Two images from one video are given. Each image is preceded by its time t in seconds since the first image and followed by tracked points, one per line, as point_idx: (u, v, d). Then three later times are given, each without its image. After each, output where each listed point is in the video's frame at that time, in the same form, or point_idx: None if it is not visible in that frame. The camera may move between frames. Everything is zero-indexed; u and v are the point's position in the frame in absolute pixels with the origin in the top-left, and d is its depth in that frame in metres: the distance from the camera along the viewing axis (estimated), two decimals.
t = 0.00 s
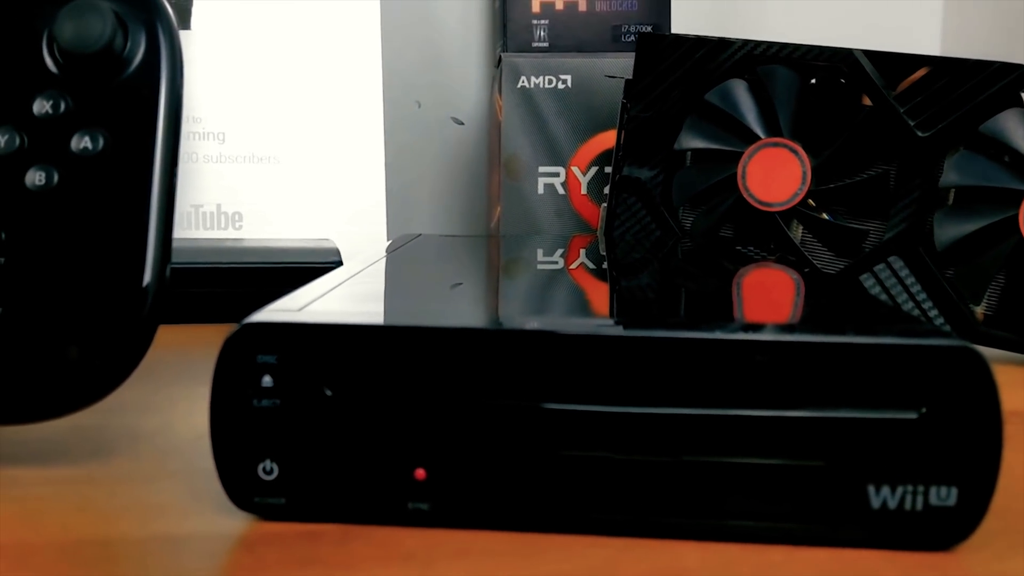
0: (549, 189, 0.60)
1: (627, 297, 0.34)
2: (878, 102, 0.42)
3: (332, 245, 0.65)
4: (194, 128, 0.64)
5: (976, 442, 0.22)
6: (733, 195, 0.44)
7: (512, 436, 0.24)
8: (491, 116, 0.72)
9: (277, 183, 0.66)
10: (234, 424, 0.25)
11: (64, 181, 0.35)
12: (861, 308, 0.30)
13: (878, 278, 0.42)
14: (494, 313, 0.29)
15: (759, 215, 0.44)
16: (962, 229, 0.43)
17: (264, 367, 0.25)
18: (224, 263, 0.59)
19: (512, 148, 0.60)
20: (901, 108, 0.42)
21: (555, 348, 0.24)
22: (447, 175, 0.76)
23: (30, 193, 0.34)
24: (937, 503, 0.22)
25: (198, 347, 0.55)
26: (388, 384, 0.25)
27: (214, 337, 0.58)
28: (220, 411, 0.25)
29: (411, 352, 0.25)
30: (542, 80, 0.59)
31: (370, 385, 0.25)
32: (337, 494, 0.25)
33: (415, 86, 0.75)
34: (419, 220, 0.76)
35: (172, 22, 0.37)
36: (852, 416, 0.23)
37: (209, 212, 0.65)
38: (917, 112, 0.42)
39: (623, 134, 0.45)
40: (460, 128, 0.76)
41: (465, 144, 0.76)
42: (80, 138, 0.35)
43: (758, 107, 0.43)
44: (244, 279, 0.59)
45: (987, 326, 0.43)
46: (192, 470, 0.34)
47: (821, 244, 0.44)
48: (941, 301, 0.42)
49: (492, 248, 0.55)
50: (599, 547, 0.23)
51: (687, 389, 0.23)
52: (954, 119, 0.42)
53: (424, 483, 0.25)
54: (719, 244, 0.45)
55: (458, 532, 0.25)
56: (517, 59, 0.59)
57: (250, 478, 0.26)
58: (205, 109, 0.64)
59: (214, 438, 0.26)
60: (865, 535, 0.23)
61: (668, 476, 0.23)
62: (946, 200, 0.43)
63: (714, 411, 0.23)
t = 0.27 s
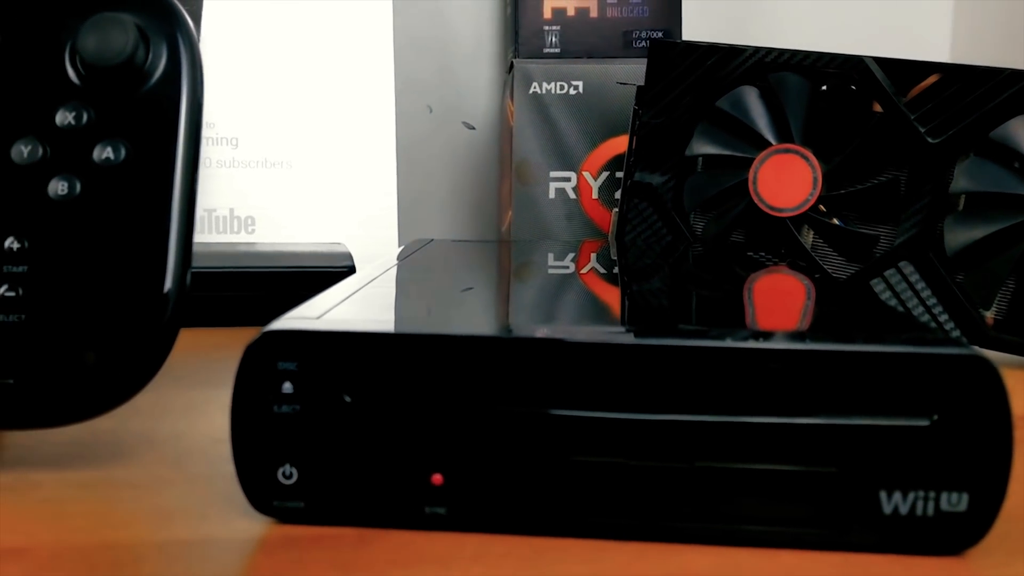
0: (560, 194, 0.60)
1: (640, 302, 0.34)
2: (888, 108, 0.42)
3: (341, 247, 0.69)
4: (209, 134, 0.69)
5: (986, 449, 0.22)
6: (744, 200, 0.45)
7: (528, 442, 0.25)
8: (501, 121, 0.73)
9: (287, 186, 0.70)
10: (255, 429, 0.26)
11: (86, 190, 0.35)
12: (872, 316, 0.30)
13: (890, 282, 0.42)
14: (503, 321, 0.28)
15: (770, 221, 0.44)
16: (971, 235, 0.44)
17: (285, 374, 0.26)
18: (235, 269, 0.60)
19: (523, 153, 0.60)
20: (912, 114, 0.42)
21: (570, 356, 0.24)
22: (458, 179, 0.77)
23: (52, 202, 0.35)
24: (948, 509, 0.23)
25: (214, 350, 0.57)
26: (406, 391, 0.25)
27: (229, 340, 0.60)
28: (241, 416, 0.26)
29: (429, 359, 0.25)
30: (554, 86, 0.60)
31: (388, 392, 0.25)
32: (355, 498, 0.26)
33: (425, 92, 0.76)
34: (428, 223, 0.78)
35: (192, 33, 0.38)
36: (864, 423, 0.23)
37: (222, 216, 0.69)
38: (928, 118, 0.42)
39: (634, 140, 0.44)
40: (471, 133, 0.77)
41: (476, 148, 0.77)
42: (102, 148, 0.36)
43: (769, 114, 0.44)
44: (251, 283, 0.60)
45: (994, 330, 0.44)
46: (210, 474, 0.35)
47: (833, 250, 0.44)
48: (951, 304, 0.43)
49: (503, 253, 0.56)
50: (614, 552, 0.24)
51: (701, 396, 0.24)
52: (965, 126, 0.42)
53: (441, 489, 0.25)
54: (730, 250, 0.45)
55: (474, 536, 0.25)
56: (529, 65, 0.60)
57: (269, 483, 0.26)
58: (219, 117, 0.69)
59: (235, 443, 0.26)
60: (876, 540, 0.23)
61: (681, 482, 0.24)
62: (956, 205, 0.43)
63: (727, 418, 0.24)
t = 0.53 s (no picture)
0: (572, 199, 0.61)
1: (651, 306, 0.34)
2: (898, 113, 0.42)
3: (354, 251, 0.71)
4: (224, 140, 0.72)
5: (993, 450, 0.23)
6: (755, 205, 0.45)
7: (542, 444, 0.25)
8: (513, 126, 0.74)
9: (301, 191, 0.73)
10: (274, 431, 0.27)
11: (107, 197, 0.36)
12: (883, 321, 0.30)
13: (899, 285, 0.43)
14: (515, 326, 0.29)
15: (781, 225, 0.45)
16: (981, 239, 0.44)
17: (303, 377, 0.26)
18: (251, 274, 0.62)
19: (535, 158, 0.61)
20: (922, 119, 0.42)
21: (583, 360, 0.25)
22: (470, 183, 0.78)
23: (74, 208, 0.36)
24: (957, 510, 0.23)
25: (229, 353, 0.58)
26: (422, 394, 0.26)
27: (244, 343, 0.61)
28: (260, 418, 0.26)
29: (444, 362, 0.26)
30: (565, 91, 0.60)
31: (404, 395, 0.26)
32: (372, 498, 0.26)
33: (437, 97, 0.77)
34: (440, 226, 0.78)
35: (211, 38, 0.38)
36: (872, 425, 0.23)
37: (237, 221, 0.72)
38: (938, 123, 0.42)
39: (646, 144, 0.45)
40: (482, 137, 0.78)
41: (488, 152, 0.78)
42: (122, 155, 0.36)
43: (780, 118, 0.44)
44: (267, 287, 0.62)
45: (1005, 334, 0.45)
46: (228, 475, 0.35)
47: (843, 253, 0.44)
48: (960, 308, 0.44)
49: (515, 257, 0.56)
50: (627, 552, 0.24)
51: (712, 399, 0.24)
52: (976, 130, 0.42)
53: (457, 490, 0.26)
54: (741, 255, 0.45)
55: (489, 537, 0.26)
56: (541, 70, 0.60)
57: (288, 484, 0.27)
58: (234, 124, 0.72)
59: (254, 445, 0.27)
60: (886, 541, 0.23)
61: (693, 483, 0.24)
62: (965, 210, 0.44)
63: (738, 421, 0.24)
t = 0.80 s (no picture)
0: (583, 202, 0.61)
1: (662, 308, 0.35)
2: (908, 117, 0.43)
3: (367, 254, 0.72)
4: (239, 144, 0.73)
5: (1002, 451, 0.23)
6: (765, 207, 0.45)
7: (555, 444, 0.26)
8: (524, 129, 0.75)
9: (314, 194, 0.73)
10: (291, 430, 0.27)
11: (126, 200, 0.37)
12: (893, 323, 0.30)
13: (908, 287, 0.42)
14: (527, 327, 0.29)
15: (792, 228, 0.45)
16: (992, 242, 0.44)
17: (319, 377, 0.27)
18: (266, 276, 0.63)
19: (546, 161, 0.61)
20: (931, 122, 0.42)
21: (596, 361, 0.25)
22: (480, 186, 0.79)
23: (94, 211, 0.37)
24: (966, 509, 0.23)
25: (244, 355, 0.59)
26: (436, 394, 0.26)
27: (259, 344, 0.62)
28: (277, 418, 0.27)
29: (458, 363, 0.26)
30: (576, 94, 0.61)
31: (418, 395, 0.26)
32: (387, 497, 0.27)
33: (449, 100, 0.78)
34: (452, 229, 0.79)
35: (227, 43, 0.39)
36: (882, 426, 0.24)
37: (251, 224, 0.73)
38: (947, 126, 0.42)
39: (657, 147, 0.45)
40: (493, 140, 0.78)
41: (499, 155, 0.78)
42: (141, 159, 0.37)
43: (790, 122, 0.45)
44: (281, 290, 0.63)
45: (1014, 336, 0.43)
46: (244, 475, 0.36)
47: (852, 256, 0.44)
48: (970, 310, 0.43)
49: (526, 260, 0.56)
50: (639, 550, 0.25)
51: (723, 400, 0.24)
52: (984, 134, 0.42)
53: (471, 489, 0.26)
54: (751, 257, 0.46)
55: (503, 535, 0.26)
56: (552, 74, 0.61)
57: (305, 483, 0.27)
58: (248, 127, 0.73)
59: (271, 444, 0.27)
60: (895, 541, 0.24)
61: (705, 483, 0.25)
62: (976, 214, 0.44)
63: (749, 422, 0.24)
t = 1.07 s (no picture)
0: (594, 205, 0.62)
1: (673, 311, 0.35)
2: (918, 120, 0.43)
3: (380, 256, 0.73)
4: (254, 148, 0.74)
5: (1009, 451, 0.23)
6: (776, 211, 0.45)
7: (569, 445, 0.26)
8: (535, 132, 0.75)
9: (327, 197, 0.75)
10: (309, 431, 0.28)
11: (147, 206, 0.37)
12: (902, 326, 0.31)
13: (919, 290, 0.42)
14: (540, 330, 0.30)
15: (802, 231, 0.45)
16: (1001, 245, 0.44)
17: (338, 379, 0.27)
18: (281, 278, 0.64)
19: (558, 164, 0.62)
20: (941, 126, 0.43)
21: (609, 363, 0.26)
22: (492, 188, 0.79)
23: (116, 216, 0.37)
24: (973, 509, 0.24)
25: (260, 356, 0.59)
26: (452, 396, 0.27)
27: (274, 347, 0.62)
28: (296, 419, 0.28)
29: (474, 365, 0.27)
30: (588, 98, 0.61)
31: (434, 396, 0.27)
32: (404, 496, 0.27)
33: (461, 104, 0.78)
34: (463, 231, 0.80)
35: (246, 52, 0.40)
36: (890, 427, 0.24)
37: (265, 227, 0.74)
38: (957, 130, 0.43)
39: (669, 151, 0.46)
40: (505, 143, 0.79)
41: (510, 158, 0.79)
42: (162, 165, 0.38)
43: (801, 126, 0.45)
44: (295, 292, 0.64)
45: None
46: (262, 474, 0.37)
47: (863, 259, 0.44)
48: (981, 314, 0.42)
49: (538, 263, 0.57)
50: (651, 549, 0.25)
51: (734, 402, 0.25)
52: (995, 137, 0.42)
53: (485, 489, 0.27)
54: (762, 260, 0.46)
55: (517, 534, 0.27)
56: (563, 78, 0.61)
57: (324, 482, 0.28)
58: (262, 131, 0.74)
59: (290, 444, 0.28)
60: (903, 540, 0.24)
61: (715, 483, 0.25)
62: (985, 217, 0.44)
63: (759, 423, 0.25)
